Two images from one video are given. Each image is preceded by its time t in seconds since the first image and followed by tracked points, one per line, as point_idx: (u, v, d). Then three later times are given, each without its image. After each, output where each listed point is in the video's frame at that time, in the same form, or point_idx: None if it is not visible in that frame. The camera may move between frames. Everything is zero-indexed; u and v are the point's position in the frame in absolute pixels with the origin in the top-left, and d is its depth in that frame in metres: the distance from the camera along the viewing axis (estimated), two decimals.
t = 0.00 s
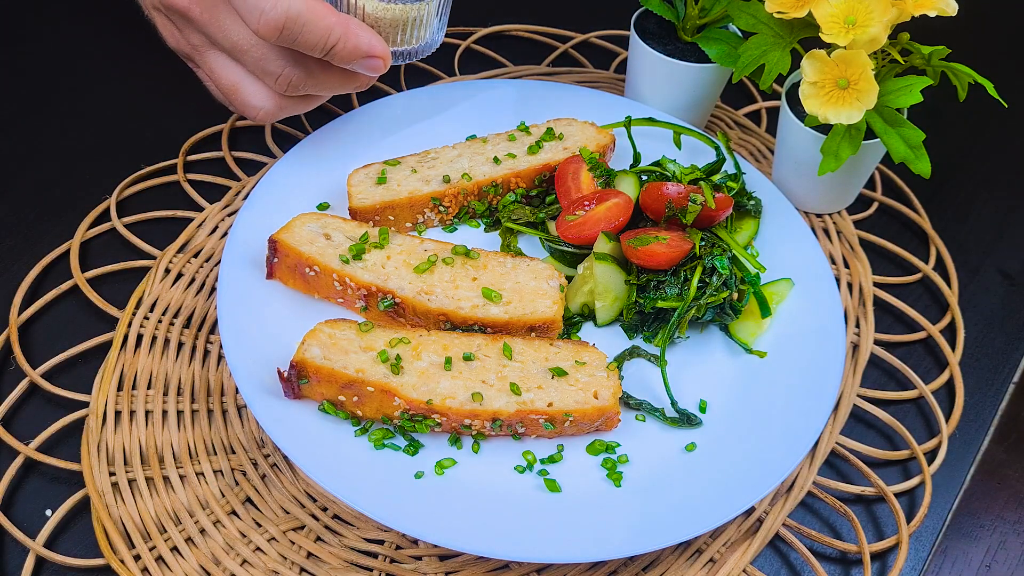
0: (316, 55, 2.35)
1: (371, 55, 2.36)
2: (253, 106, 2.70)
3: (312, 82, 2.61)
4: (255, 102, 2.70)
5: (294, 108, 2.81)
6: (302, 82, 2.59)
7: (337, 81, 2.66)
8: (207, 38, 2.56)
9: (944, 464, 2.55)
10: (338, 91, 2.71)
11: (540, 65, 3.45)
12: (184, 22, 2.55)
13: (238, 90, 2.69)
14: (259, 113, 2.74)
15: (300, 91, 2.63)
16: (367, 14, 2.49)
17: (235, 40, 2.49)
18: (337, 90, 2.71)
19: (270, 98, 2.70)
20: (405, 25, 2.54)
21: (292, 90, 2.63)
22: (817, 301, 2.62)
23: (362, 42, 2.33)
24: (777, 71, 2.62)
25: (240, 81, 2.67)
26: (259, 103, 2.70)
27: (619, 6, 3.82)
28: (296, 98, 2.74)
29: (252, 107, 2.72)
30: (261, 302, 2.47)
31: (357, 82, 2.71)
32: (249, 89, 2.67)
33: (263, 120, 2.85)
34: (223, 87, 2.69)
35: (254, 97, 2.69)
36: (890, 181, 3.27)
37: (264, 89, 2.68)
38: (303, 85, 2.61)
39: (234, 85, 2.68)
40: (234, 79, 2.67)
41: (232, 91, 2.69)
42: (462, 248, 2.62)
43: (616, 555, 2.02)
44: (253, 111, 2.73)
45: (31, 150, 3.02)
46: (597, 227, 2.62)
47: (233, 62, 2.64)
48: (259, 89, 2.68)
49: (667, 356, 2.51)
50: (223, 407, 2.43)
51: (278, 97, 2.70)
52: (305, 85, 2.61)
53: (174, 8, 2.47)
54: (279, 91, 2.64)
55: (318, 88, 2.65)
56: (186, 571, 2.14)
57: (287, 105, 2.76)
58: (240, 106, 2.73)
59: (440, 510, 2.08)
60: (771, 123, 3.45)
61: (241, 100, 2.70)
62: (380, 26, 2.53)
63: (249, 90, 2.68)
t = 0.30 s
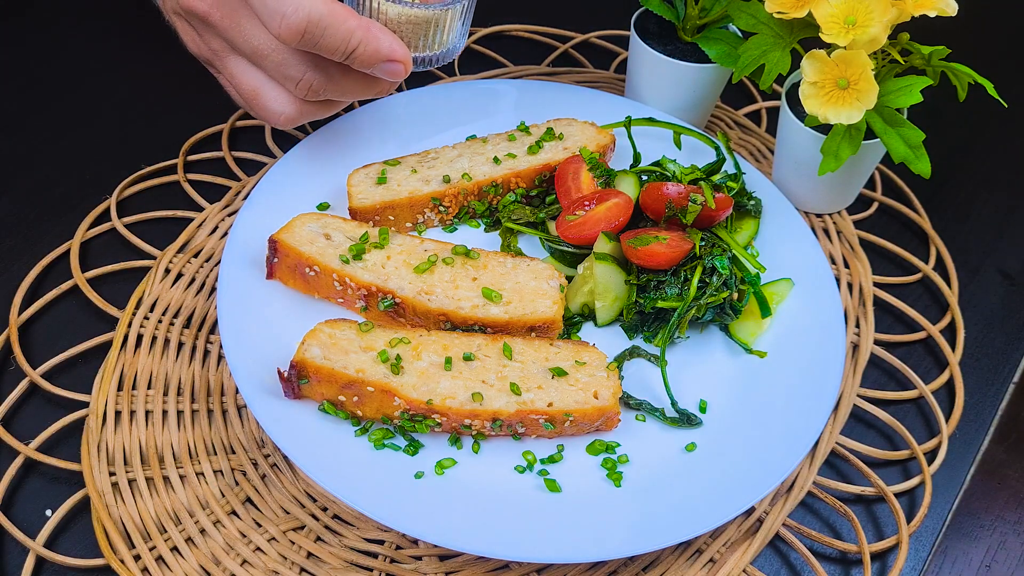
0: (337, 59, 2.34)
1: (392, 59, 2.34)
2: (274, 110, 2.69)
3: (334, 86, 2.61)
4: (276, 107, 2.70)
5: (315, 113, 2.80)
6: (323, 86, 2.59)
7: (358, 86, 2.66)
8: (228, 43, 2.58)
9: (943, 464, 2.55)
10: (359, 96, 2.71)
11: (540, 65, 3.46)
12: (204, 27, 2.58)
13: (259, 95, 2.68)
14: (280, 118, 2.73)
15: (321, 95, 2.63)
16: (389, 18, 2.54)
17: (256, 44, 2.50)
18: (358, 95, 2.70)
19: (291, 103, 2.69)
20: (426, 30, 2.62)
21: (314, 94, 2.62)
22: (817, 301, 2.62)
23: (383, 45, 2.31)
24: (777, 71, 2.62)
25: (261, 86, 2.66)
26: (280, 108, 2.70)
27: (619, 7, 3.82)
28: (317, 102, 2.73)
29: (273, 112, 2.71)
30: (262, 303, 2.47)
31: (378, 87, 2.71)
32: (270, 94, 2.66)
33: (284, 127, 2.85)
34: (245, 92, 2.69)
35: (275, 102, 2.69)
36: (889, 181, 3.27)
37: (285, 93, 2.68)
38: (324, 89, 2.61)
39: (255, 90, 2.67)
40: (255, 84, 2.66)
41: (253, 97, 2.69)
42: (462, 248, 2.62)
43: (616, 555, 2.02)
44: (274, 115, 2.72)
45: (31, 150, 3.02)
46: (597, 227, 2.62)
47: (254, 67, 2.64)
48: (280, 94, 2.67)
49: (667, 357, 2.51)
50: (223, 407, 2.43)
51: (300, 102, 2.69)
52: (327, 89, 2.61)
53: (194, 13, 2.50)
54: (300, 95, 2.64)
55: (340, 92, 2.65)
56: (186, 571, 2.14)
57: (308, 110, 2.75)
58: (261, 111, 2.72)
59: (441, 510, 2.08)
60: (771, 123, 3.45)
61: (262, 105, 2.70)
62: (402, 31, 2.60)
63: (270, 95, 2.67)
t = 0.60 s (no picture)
0: (342, 70, 2.28)
1: (397, 70, 2.29)
2: (279, 118, 2.67)
3: (339, 97, 2.54)
4: (281, 115, 2.68)
5: (323, 122, 2.76)
6: (328, 97, 2.53)
7: (365, 97, 2.58)
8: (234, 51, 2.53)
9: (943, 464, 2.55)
10: (366, 106, 2.63)
11: (540, 65, 3.46)
12: (211, 33, 2.53)
13: (265, 103, 2.67)
14: (286, 126, 2.71)
15: (327, 106, 2.57)
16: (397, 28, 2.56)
17: (262, 52, 2.45)
18: (365, 106, 2.63)
19: (296, 111, 2.66)
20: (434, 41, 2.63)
21: (319, 105, 2.57)
22: (817, 301, 2.62)
23: (389, 56, 2.25)
24: (777, 71, 2.62)
25: (266, 93, 2.65)
26: (285, 115, 2.67)
27: (619, 7, 3.82)
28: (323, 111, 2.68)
29: (279, 120, 2.69)
30: (262, 303, 2.47)
31: (386, 98, 2.63)
32: (275, 102, 2.65)
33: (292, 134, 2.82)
34: (251, 99, 2.68)
35: (280, 109, 2.67)
36: (890, 181, 3.27)
37: (290, 101, 2.64)
38: (329, 100, 2.54)
39: (261, 97, 2.66)
40: (260, 91, 2.65)
41: (259, 104, 2.68)
42: (462, 248, 2.62)
43: (616, 555, 2.02)
44: (280, 123, 2.70)
45: (31, 150, 3.02)
46: (597, 227, 2.62)
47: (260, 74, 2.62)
48: (285, 102, 2.65)
49: (667, 357, 2.51)
50: (223, 407, 2.43)
51: (305, 111, 2.65)
52: (332, 100, 2.55)
53: (201, 20, 2.44)
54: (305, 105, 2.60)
55: (345, 103, 2.58)
56: (186, 571, 2.14)
57: (314, 118, 2.71)
58: (268, 118, 2.71)
59: (441, 510, 2.08)
60: (771, 123, 3.45)
61: (268, 112, 2.69)
62: (410, 42, 2.61)
63: (275, 103, 2.66)
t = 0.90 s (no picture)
0: (335, 79, 2.28)
1: (390, 80, 2.28)
2: (273, 126, 2.66)
3: (333, 106, 2.53)
4: (275, 123, 2.66)
5: (317, 130, 2.74)
6: (322, 105, 2.52)
7: (360, 105, 2.57)
8: (228, 58, 2.54)
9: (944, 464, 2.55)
10: (361, 115, 2.63)
11: (540, 66, 3.46)
12: (205, 42, 2.55)
13: (259, 111, 2.66)
14: (279, 134, 2.69)
15: (320, 114, 2.57)
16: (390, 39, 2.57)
17: (255, 60, 2.47)
18: (360, 114, 2.62)
19: (290, 119, 2.65)
20: (428, 52, 2.66)
21: (313, 113, 2.56)
22: (817, 301, 2.62)
23: (381, 65, 2.24)
24: (777, 72, 2.62)
25: (260, 101, 2.64)
26: (279, 123, 2.66)
27: (619, 7, 3.82)
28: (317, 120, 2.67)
29: (272, 128, 2.68)
30: (262, 303, 2.47)
31: (381, 107, 2.62)
32: (269, 109, 2.64)
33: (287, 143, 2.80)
34: (245, 107, 2.68)
35: (274, 117, 2.65)
36: (890, 181, 3.27)
37: (284, 109, 2.63)
38: (323, 108, 2.54)
39: (255, 105, 2.66)
40: (254, 99, 2.65)
41: (253, 112, 2.68)
42: (462, 248, 2.62)
43: (616, 555, 2.02)
44: (273, 131, 2.69)
45: (31, 150, 3.02)
46: (597, 227, 2.62)
47: (253, 82, 2.62)
48: (279, 110, 2.64)
49: (667, 357, 2.51)
50: (223, 407, 2.42)
51: (299, 119, 2.64)
52: (326, 108, 2.55)
53: (195, 28, 2.46)
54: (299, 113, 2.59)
55: (339, 111, 2.58)
56: (186, 571, 2.14)
57: (308, 126, 2.70)
58: (262, 126, 2.70)
59: (441, 511, 2.08)
60: (771, 123, 3.45)
61: (262, 120, 2.68)
62: (402, 52, 2.63)
63: (269, 111, 2.65)
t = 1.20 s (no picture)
0: (293, 75, 2.30)
1: (349, 76, 2.33)
2: (235, 121, 2.65)
3: (292, 101, 2.55)
4: (237, 118, 2.66)
5: (278, 126, 2.76)
6: (281, 101, 2.54)
7: (319, 101, 2.60)
8: (189, 53, 2.55)
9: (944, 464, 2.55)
10: (321, 111, 2.65)
11: (540, 65, 3.46)
12: (166, 36, 2.55)
13: (220, 106, 2.66)
14: (241, 130, 2.69)
15: (281, 109, 2.57)
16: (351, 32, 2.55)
17: (215, 56, 2.47)
18: (320, 111, 2.65)
19: (250, 115, 2.65)
20: (388, 48, 2.66)
21: (274, 108, 2.58)
22: (817, 301, 2.62)
23: (339, 61, 2.28)
24: (778, 71, 2.62)
25: (222, 97, 2.64)
26: (240, 119, 2.66)
27: (619, 6, 3.82)
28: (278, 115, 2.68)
29: (234, 124, 2.67)
30: (262, 303, 2.47)
31: (340, 103, 2.66)
32: (229, 105, 2.64)
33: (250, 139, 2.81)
34: (207, 102, 2.68)
35: (235, 113, 2.65)
36: (890, 181, 3.27)
37: (245, 105, 2.63)
38: (283, 104, 2.55)
39: (216, 101, 2.66)
40: (216, 95, 2.65)
41: (214, 108, 2.67)
42: (462, 248, 2.62)
43: (616, 555, 2.02)
44: (236, 127, 2.69)
45: (31, 149, 3.02)
46: (597, 227, 2.62)
47: (214, 77, 2.62)
48: (239, 106, 2.64)
49: (667, 356, 2.51)
50: (223, 407, 2.42)
51: (259, 114, 2.65)
52: (286, 104, 2.56)
53: (155, 22, 2.46)
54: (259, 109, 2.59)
55: (299, 107, 2.59)
56: (186, 571, 2.14)
57: (269, 123, 2.71)
58: (223, 122, 2.69)
59: (440, 510, 2.08)
60: (771, 123, 3.45)
61: (224, 116, 2.68)
62: (362, 47, 2.62)
63: (231, 106, 2.65)
